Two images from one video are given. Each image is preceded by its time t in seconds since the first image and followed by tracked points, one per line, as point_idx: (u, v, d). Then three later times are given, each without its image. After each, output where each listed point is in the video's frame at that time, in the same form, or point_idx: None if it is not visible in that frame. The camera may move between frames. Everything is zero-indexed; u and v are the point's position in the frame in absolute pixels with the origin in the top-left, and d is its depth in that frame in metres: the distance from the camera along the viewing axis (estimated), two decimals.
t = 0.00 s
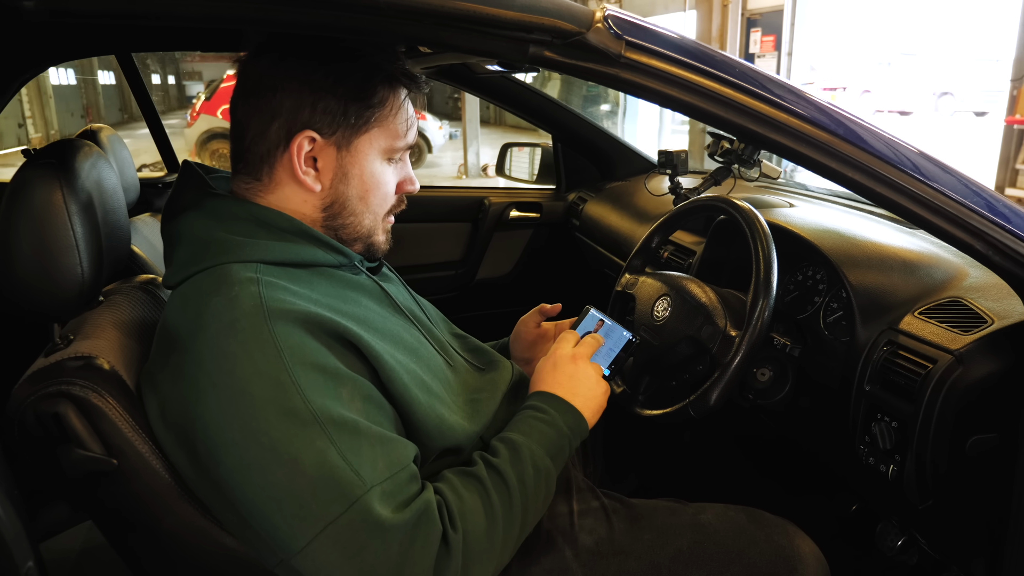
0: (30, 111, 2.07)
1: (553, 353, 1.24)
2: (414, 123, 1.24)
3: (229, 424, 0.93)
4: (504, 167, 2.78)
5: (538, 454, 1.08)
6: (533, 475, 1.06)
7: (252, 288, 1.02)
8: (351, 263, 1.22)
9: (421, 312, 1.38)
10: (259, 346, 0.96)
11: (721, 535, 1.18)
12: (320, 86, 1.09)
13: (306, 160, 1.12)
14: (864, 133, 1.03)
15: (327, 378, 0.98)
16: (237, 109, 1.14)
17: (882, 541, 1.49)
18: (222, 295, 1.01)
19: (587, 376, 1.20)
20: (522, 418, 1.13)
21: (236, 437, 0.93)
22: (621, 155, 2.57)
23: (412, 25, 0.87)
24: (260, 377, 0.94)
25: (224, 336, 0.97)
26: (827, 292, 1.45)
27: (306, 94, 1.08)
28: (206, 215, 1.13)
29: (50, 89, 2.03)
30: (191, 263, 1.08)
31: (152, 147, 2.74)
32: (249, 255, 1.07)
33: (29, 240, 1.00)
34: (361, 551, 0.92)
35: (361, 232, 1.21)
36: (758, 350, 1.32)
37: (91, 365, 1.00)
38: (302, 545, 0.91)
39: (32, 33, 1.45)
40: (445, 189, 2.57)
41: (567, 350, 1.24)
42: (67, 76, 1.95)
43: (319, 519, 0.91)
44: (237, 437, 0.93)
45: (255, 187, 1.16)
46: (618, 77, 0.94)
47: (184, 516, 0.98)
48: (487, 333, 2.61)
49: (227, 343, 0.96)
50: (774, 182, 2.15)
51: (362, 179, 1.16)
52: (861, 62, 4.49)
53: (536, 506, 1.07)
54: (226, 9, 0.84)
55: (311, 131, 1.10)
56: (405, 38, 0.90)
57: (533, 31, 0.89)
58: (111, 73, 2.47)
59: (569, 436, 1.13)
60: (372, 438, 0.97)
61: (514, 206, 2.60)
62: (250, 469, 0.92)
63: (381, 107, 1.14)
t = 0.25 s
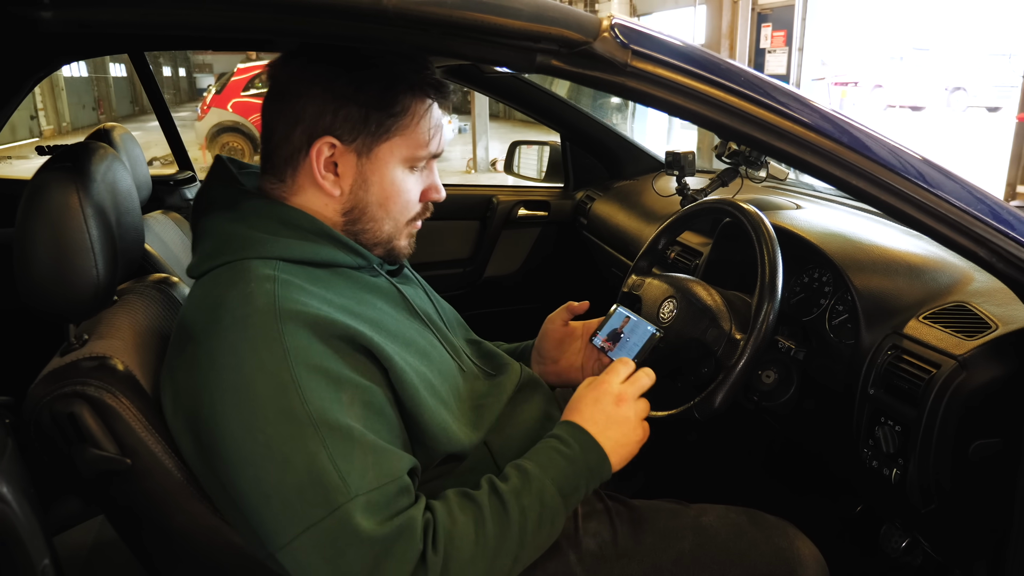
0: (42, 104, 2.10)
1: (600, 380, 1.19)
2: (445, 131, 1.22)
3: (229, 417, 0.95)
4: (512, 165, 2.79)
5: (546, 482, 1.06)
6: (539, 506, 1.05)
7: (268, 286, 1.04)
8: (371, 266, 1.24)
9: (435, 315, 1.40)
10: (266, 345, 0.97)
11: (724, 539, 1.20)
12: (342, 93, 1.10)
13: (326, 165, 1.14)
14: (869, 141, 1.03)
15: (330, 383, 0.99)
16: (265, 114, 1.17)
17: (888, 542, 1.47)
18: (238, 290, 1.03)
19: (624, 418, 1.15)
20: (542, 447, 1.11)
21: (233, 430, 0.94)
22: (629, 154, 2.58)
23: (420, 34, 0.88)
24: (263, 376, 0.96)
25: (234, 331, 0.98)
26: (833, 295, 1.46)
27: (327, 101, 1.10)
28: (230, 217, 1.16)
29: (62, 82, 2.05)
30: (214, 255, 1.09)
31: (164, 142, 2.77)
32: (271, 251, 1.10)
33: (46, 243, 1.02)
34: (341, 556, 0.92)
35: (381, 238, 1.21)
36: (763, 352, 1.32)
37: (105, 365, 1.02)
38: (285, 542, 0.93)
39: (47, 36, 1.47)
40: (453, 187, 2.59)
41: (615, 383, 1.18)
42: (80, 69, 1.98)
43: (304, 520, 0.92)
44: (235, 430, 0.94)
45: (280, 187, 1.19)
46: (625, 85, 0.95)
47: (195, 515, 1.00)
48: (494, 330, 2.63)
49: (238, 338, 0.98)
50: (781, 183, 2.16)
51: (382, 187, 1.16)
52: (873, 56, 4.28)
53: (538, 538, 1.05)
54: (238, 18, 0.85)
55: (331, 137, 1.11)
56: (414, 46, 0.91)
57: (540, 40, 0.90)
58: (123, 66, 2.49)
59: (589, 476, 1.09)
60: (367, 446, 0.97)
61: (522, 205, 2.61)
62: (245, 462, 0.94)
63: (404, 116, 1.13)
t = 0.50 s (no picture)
0: (50, 101, 2.11)
1: (631, 415, 1.15)
2: (445, 125, 1.20)
3: (202, 386, 1.01)
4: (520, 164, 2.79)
5: (530, 493, 1.04)
6: (518, 513, 1.03)
7: (253, 268, 1.09)
8: (376, 260, 1.27)
9: (450, 312, 1.42)
10: (238, 319, 1.02)
11: (730, 564, 1.18)
12: (328, 85, 1.13)
13: (316, 155, 1.18)
14: (881, 144, 1.03)
15: (296, 360, 1.02)
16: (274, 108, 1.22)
17: (894, 546, 1.46)
18: (227, 270, 1.09)
19: (640, 462, 1.12)
20: (542, 459, 1.09)
21: (206, 399, 1.01)
22: (637, 154, 2.57)
23: (432, 38, 0.88)
24: (233, 348, 1.01)
25: (213, 308, 1.04)
26: (841, 297, 1.46)
27: (315, 94, 1.15)
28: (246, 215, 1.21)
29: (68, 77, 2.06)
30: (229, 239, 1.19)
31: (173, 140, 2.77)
32: (270, 238, 1.17)
33: (59, 244, 1.03)
34: (287, 524, 0.94)
35: (377, 230, 1.22)
36: (772, 355, 1.32)
37: (119, 364, 1.02)
38: (244, 506, 0.97)
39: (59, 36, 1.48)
40: (460, 187, 2.59)
41: (644, 424, 1.14)
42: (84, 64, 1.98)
43: (256, 486, 0.96)
44: (205, 398, 1.01)
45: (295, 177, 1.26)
46: (636, 89, 0.94)
47: (206, 514, 1.02)
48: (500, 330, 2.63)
49: (214, 313, 1.04)
50: (790, 184, 2.16)
51: (368, 179, 1.17)
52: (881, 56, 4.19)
53: (512, 547, 1.02)
54: (250, 22, 0.84)
55: (315, 127, 1.16)
56: (426, 50, 0.90)
57: (553, 44, 0.90)
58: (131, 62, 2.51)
59: (581, 498, 1.06)
60: (324, 423, 0.98)
61: (529, 205, 2.62)
62: (213, 429, 1.00)
63: (387, 108, 1.13)
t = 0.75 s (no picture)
0: (60, 98, 2.15)
1: (632, 391, 1.14)
2: (390, 85, 1.24)
3: (204, 364, 1.01)
4: (529, 159, 2.79)
5: (529, 464, 1.03)
6: (520, 486, 1.01)
7: (248, 248, 1.10)
8: (363, 240, 1.29)
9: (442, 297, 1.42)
10: (235, 296, 1.03)
11: (744, 553, 1.18)
12: (275, 63, 1.22)
13: (273, 132, 1.25)
14: (900, 135, 1.02)
15: (294, 333, 1.02)
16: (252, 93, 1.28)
17: (906, 542, 1.45)
18: (226, 252, 1.10)
19: (641, 436, 1.12)
20: (540, 434, 1.09)
21: (208, 377, 1.00)
22: (647, 149, 2.57)
23: (450, 26, 0.88)
24: (231, 324, 1.01)
25: (213, 290, 1.05)
26: (855, 292, 1.45)
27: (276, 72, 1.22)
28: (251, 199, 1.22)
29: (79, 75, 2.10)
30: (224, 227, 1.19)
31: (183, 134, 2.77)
32: (259, 224, 1.17)
33: (72, 233, 1.02)
34: (289, 496, 0.93)
35: (338, 194, 1.25)
36: (786, 349, 1.31)
37: (130, 353, 1.02)
38: (245, 480, 0.95)
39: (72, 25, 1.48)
40: (471, 181, 2.59)
41: (645, 400, 1.14)
42: (94, 62, 2.02)
43: (258, 459, 0.95)
44: (207, 376, 1.01)
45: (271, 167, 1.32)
46: (654, 78, 0.94)
47: (218, 504, 1.01)
48: (510, 324, 2.63)
49: (214, 294, 1.05)
50: (801, 179, 2.14)
51: (319, 142, 1.22)
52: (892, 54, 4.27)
53: (515, 521, 1.00)
54: (268, 8, 0.84)
55: (268, 104, 1.24)
56: (444, 39, 0.90)
57: (571, 32, 0.89)
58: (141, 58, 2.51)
59: (580, 472, 1.06)
60: (322, 393, 0.98)
61: (539, 199, 2.61)
62: (215, 407, 0.99)
63: (323, 70, 1.19)
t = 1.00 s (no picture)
0: (65, 95, 2.28)
1: (621, 378, 1.09)
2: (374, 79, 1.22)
3: (213, 370, 1.02)
4: (536, 158, 2.79)
5: (521, 469, 0.99)
6: (506, 496, 0.97)
7: (263, 256, 1.10)
8: (376, 244, 1.28)
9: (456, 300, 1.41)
10: (246, 305, 1.03)
11: (753, 550, 1.18)
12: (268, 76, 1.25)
13: (273, 142, 1.28)
14: (913, 135, 1.02)
15: (302, 344, 1.01)
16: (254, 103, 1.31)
17: (915, 543, 1.45)
18: (242, 258, 1.11)
19: (637, 424, 1.06)
20: (531, 435, 1.04)
21: (216, 383, 1.01)
22: (655, 148, 2.57)
23: (464, 25, 0.88)
24: (241, 333, 1.02)
25: (227, 297, 1.06)
26: (864, 292, 1.45)
27: (264, 86, 1.26)
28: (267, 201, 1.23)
29: (84, 73, 2.23)
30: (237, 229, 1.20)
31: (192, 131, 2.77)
32: (274, 228, 1.17)
33: (87, 230, 1.03)
34: (284, 509, 0.93)
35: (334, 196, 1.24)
36: (796, 349, 1.31)
37: (143, 351, 1.03)
38: (247, 490, 0.96)
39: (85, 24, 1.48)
40: (478, 180, 2.59)
41: (638, 387, 1.08)
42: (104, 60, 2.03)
43: (259, 469, 0.95)
44: (215, 383, 1.01)
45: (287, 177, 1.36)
46: (667, 78, 0.94)
47: (230, 501, 1.02)
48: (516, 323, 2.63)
49: (228, 301, 1.05)
50: (809, 179, 2.14)
51: (308, 146, 1.23)
52: (897, 53, 4.23)
53: (504, 532, 0.97)
54: (282, 7, 0.85)
55: (264, 116, 1.27)
56: (457, 38, 0.90)
57: (585, 32, 0.89)
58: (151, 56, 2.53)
59: (574, 472, 1.01)
60: (326, 407, 0.97)
61: (546, 198, 2.61)
62: (221, 412, 1.00)
63: (301, 75, 1.20)
